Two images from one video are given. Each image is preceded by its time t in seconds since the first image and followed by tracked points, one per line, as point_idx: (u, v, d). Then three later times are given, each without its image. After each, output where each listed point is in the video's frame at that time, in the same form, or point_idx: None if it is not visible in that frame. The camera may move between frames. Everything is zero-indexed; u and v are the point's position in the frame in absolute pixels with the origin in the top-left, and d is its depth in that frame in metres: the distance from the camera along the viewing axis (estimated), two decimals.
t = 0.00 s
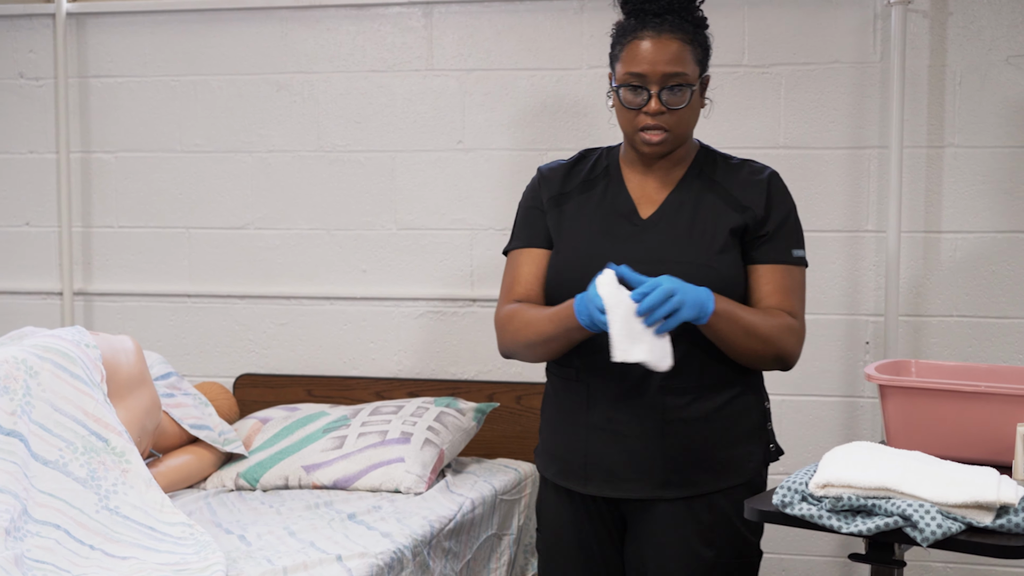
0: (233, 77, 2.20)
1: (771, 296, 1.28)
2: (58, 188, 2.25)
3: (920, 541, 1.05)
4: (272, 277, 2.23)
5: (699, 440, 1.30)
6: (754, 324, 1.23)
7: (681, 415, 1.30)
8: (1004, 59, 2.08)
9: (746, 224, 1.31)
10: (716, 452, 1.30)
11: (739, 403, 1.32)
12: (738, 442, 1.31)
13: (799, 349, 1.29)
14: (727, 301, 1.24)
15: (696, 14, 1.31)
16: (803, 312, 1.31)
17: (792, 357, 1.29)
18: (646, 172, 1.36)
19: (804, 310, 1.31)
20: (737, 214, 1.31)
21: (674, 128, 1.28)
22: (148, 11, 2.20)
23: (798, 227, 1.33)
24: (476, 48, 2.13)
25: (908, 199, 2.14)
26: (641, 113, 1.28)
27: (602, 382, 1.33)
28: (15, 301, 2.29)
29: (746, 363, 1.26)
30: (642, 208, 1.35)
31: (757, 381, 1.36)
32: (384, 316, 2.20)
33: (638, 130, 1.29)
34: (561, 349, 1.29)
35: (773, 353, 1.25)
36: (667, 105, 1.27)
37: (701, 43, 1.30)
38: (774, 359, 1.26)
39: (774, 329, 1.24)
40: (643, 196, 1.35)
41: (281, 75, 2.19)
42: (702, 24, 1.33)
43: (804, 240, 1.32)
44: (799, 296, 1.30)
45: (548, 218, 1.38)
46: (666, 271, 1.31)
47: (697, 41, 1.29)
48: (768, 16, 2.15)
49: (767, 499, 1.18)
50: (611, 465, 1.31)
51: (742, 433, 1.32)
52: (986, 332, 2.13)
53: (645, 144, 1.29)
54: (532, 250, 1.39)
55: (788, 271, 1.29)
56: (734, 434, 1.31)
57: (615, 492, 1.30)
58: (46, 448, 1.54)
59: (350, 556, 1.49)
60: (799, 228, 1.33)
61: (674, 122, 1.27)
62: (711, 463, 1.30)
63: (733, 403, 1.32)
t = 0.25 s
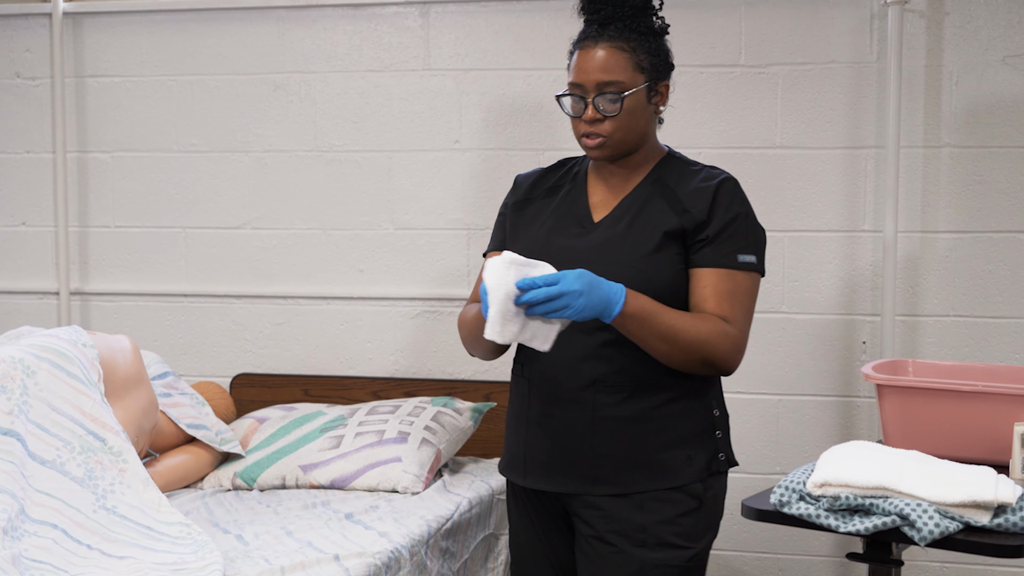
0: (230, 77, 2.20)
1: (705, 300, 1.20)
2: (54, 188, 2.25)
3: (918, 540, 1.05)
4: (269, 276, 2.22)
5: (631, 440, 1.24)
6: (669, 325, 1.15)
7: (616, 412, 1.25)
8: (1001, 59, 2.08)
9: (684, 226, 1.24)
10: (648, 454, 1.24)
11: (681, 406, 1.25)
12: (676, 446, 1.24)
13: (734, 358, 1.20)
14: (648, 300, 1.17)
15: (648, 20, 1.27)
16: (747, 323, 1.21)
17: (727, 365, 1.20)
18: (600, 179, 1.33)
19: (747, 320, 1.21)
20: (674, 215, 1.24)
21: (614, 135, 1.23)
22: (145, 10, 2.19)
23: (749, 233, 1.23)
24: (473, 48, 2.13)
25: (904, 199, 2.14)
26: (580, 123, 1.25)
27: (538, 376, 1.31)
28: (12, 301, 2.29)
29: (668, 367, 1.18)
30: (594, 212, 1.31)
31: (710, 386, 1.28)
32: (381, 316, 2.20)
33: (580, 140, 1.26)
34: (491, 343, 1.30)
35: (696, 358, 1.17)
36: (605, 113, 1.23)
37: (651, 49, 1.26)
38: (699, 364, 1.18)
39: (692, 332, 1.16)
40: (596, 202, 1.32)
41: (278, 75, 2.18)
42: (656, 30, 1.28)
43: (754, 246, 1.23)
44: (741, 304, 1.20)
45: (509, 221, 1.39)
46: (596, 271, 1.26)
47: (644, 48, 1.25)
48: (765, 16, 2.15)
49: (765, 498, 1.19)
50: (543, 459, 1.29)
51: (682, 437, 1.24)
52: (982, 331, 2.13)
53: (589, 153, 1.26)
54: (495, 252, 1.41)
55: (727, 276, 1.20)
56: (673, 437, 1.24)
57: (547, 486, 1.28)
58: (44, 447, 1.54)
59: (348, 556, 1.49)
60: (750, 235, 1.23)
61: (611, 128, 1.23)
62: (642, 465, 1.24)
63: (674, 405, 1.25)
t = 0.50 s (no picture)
0: (227, 77, 2.19)
1: (643, 293, 1.18)
2: (51, 188, 2.24)
3: (916, 539, 1.05)
4: (266, 277, 2.22)
5: (574, 433, 1.26)
6: (593, 312, 1.15)
7: (562, 406, 1.27)
8: (998, 60, 2.09)
9: (629, 222, 1.23)
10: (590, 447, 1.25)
11: (628, 401, 1.25)
12: (619, 440, 1.24)
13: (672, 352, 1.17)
14: (579, 288, 1.17)
15: (613, 23, 1.26)
16: (690, 318, 1.18)
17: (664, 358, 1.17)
18: (572, 183, 1.34)
19: (692, 316, 1.18)
20: (620, 212, 1.24)
21: (569, 137, 1.24)
22: (142, 10, 2.19)
23: (699, 229, 1.20)
24: (471, 48, 2.13)
25: (901, 200, 2.15)
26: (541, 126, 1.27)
27: (494, 370, 1.35)
28: (9, 301, 2.28)
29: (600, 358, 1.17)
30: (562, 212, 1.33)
31: (664, 384, 1.27)
32: (378, 316, 2.20)
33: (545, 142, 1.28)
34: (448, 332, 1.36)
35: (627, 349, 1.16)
36: (558, 117, 1.24)
37: (611, 52, 1.25)
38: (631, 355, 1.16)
39: (619, 321, 1.14)
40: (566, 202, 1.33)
41: (275, 75, 2.18)
42: (621, 33, 1.27)
43: (704, 241, 1.19)
44: (685, 299, 1.17)
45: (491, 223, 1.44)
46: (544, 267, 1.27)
47: (602, 51, 1.24)
48: (762, 16, 2.15)
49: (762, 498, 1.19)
50: (494, 451, 1.33)
51: (627, 433, 1.24)
52: (979, 331, 2.14)
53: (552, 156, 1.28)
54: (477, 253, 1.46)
55: (668, 269, 1.18)
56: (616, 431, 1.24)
57: (494, 476, 1.32)
58: (42, 447, 1.54)
59: (346, 555, 1.49)
60: (699, 230, 1.20)
61: (565, 131, 1.24)
62: (581, 458, 1.25)
63: (621, 400, 1.25)
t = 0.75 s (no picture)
0: (225, 77, 2.19)
1: (568, 291, 1.16)
2: (49, 188, 2.24)
3: (913, 539, 1.05)
4: (265, 277, 2.22)
5: (517, 441, 1.27)
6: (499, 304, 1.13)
7: (509, 413, 1.28)
8: (996, 60, 2.09)
9: (560, 224, 1.23)
10: (533, 455, 1.26)
11: (572, 407, 1.25)
12: (561, 448, 1.25)
13: (587, 352, 1.13)
14: (487, 281, 1.16)
15: (562, 20, 1.25)
16: (611, 318, 1.14)
17: (579, 359, 1.13)
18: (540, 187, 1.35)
19: (613, 316, 1.14)
20: (557, 213, 1.23)
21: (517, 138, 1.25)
22: (140, 10, 2.19)
23: (626, 227, 1.17)
24: (468, 48, 2.12)
25: (899, 199, 2.15)
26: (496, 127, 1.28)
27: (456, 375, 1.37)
28: (6, 301, 2.28)
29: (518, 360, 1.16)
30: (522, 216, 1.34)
31: (613, 387, 1.25)
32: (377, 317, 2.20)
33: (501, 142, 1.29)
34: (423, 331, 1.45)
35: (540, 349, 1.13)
36: (502, 118, 1.24)
37: (556, 49, 1.23)
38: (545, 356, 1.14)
39: (528, 314, 1.12)
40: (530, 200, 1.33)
41: (273, 76, 2.18)
42: (571, 29, 1.25)
43: (632, 238, 1.16)
44: (606, 298, 1.14)
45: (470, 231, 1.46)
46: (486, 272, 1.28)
47: (545, 48, 1.23)
48: (760, 16, 2.16)
49: (760, 497, 1.19)
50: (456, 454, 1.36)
51: (572, 440, 1.25)
52: (976, 331, 2.14)
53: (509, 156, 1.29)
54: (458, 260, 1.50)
55: (589, 269, 1.15)
56: (558, 439, 1.25)
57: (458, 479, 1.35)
58: (40, 447, 1.54)
59: (344, 555, 1.49)
60: (626, 228, 1.17)
61: (513, 132, 1.25)
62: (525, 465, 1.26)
63: (565, 407, 1.25)
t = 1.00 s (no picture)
0: (223, 76, 2.19)
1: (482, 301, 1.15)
2: (47, 187, 2.24)
3: (914, 538, 1.05)
4: (263, 277, 2.22)
5: (453, 455, 1.27)
6: (402, 319, 1.14)
7: (451, 425, 1.27)
8: (994, 59, 2.09)
9: (483, 232, 1.21)
10: (467, 470, 1.26)
11: (503, 421, 1.24)
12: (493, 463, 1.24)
13: (497, 365, 1.11)
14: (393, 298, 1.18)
15: (500, 14, 1.23)
16: (520, 330, 1.11)
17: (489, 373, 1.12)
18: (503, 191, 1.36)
19: (523, 328, 1.11)
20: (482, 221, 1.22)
21: (450, 136, 1.27)
22: (138, 10, 2.18)
23: (541, 235, 1.14)
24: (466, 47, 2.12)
25: (898, 199, 2.15)
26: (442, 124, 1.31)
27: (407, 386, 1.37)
28: (4, 301, 2.28)
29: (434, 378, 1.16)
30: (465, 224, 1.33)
31: (544, 399, 1.23)
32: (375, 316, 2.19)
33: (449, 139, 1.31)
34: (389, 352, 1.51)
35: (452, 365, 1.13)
36: (438, 117, 1.27)
37: (486, 44, 1.22)
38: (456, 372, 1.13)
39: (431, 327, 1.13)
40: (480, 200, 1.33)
41: (271, 75, 2.18)
42: (507, 24, 1.22)
43: (547, 244, 1.13)
44: (516, 310, 1.11)
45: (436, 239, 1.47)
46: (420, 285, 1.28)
47: (474, 43, 1.22)
48: (758, 16, 2.16)
49: (760, 497, 1.19)
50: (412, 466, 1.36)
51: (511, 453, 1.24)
52: (975, 331, 2.14)
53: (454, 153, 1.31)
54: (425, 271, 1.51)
55: (498, 280, 1.13)
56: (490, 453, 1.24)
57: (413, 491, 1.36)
58: (38, 447, 1.54)
59: (344, 555, 1.49)
60: (540, 236, 1.14)
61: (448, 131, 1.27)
62: (461, 480, 1.26)
63: (496, 421, 1.24)
